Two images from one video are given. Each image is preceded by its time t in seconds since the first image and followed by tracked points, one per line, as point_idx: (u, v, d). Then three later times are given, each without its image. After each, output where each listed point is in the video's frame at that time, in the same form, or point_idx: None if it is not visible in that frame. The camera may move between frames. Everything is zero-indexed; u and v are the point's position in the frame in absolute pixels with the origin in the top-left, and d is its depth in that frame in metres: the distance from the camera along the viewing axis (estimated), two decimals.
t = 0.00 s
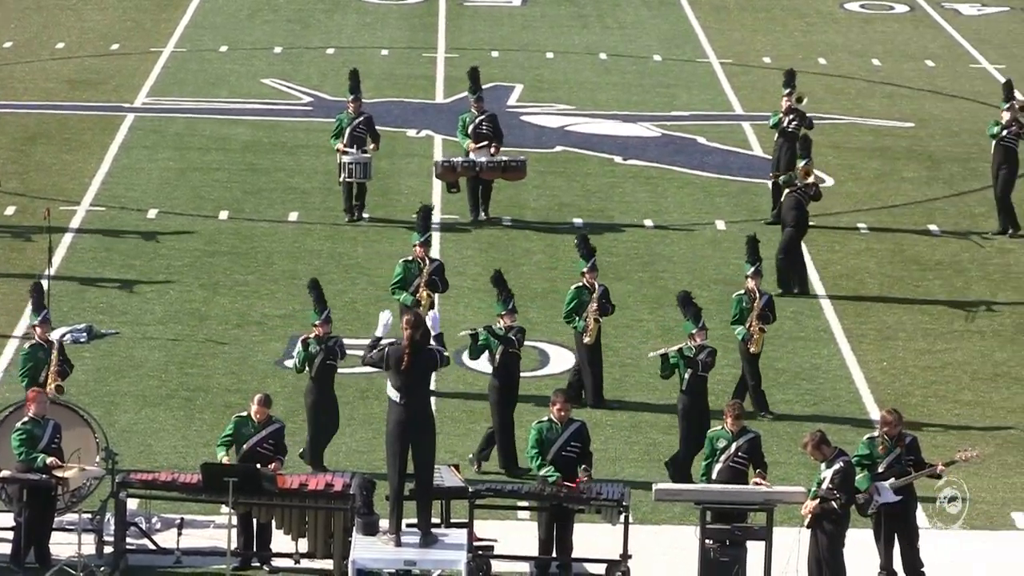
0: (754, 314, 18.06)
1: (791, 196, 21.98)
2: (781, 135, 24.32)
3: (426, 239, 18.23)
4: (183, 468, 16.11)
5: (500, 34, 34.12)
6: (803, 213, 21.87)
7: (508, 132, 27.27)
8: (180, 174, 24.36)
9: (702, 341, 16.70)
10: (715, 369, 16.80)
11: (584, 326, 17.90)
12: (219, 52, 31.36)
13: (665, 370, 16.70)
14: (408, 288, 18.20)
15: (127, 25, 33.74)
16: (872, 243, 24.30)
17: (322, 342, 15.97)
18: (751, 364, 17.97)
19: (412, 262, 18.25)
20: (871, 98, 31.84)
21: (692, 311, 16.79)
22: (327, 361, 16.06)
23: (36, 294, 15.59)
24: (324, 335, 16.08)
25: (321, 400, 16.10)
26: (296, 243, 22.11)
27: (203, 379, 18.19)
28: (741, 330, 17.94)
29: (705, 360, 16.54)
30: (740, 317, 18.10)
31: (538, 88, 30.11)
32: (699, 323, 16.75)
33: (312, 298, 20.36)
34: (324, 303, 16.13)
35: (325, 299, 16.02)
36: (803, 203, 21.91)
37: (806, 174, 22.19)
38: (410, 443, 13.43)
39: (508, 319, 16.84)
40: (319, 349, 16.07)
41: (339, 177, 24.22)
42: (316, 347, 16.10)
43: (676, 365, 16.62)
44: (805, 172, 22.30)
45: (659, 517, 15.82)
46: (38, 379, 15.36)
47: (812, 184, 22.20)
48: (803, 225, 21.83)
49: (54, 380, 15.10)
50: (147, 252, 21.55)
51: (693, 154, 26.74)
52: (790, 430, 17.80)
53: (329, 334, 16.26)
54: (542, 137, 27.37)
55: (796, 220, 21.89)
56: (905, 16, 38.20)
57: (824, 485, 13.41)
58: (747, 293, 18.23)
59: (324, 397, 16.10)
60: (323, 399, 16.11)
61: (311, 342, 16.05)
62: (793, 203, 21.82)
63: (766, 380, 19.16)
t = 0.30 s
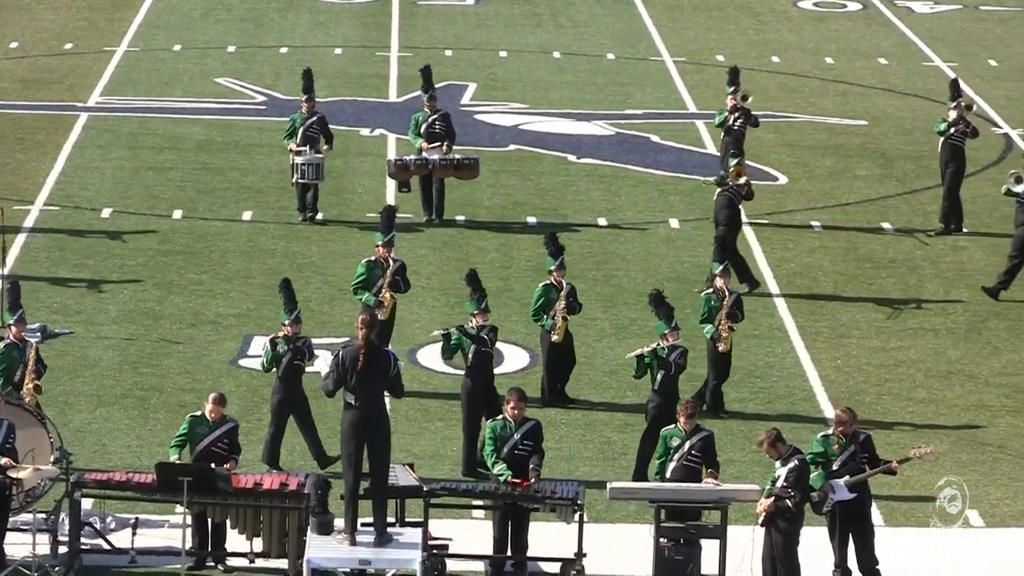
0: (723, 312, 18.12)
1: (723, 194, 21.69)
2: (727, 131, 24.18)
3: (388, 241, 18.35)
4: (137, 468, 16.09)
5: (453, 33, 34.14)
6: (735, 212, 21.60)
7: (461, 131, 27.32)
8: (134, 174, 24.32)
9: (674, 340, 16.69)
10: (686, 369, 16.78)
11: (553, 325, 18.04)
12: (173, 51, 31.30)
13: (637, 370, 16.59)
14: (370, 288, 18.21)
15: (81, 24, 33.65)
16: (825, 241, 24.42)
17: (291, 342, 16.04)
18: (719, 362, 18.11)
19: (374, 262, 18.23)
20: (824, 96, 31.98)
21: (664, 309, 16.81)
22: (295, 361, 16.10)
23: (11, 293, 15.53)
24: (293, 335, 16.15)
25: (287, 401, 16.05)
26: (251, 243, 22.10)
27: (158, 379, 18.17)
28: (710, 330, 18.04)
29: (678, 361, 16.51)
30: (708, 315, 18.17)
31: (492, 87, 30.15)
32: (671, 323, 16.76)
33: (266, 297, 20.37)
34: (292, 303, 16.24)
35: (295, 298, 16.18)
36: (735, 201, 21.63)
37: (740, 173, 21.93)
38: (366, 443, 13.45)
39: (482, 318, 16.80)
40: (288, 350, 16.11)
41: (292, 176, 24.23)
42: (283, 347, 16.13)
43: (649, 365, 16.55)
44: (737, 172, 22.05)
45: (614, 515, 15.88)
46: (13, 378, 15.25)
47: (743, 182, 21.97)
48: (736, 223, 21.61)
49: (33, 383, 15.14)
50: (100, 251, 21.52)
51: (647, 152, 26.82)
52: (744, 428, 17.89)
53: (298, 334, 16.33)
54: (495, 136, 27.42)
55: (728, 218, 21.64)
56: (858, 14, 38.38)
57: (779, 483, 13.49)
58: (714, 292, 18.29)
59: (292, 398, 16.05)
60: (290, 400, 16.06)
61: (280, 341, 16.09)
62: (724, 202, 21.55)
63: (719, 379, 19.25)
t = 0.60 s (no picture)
0: (693, 312, 18.20)
1: (657, 193, 21.59)
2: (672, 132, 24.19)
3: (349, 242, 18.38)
4: (92, 468, 16.08)
5: (407, 33, 34.18)
6: (670, 209, 21.57)
7: (416, 131, 27.35)
8: (88, 174, 24.29)
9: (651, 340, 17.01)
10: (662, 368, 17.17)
11: (519, 325, 18.12)
12: (127, 51, 31.26)
13: (613, 370, 16.97)
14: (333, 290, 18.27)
15: (34, 25, 33.58)
16: (779, 240, 24.55)
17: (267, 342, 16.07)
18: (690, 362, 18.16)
19: (337, 263, 18.32)
20: (778, 95, 32.12)
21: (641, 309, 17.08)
22: (271, 360, 16.12)
23: None
24: (269, 336, 16.18)
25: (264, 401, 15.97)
26: (205, 243, 22.11)
27: (113, 379, 18.17)
28: (679, 328, 18.12)
29: (654, 360, 16.88)
30: (678, 315, 18.27)
31: (446, 87, 30.19)
32: (647, 322, 17.02)
33: (221, 298, 20.37)
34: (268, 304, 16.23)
35: (271, 300, 16.15)
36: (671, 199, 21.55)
37: (672, 172, 21.74)
38: (321, 442, 13.47)
39: (455, 320, 16.83)
40: (265, 351, 16.14)
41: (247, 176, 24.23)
42: (261, 347, 16.18)
43: (624, 365, 16.94)
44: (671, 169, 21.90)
45: (569, 515, 15.95)
46: None
47: (677, 180, 21.80)
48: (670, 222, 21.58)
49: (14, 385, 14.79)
50: (54, 252, 21.49)
51: (601, 152, 26.89)
52: (699, 428, 17.98)
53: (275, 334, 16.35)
54: (450, 136, 27.46)
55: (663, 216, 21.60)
56: (811, 13, 38.56)
57: (735, 482, 13.55)
58: (684, 292, 18.40)
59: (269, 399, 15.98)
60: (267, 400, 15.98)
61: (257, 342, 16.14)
62: (659, 201, 21.50)
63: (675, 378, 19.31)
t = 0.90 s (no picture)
0: (670, 311, 18.31)
1: (596, 194, 21.65)
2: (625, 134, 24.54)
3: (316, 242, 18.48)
4: (49, 468, 16.07)
5: (366, 32, 34.18)
6: (609, 209, 21.61)
7: (374, 130, 27.37)
8: (46, 174, 24.25)
9: (629, 338, 17.06)
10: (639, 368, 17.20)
11: (491, 324, 18.44)
12: (85, 50, 31.20)
13: (590, 369, 17.03)
14: (300, 288, 18.29)
15: None
16: (737, 239, 24.65)
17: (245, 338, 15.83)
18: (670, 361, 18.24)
19: (303, 262, 18.37)
20: (736, 94, 32.24)
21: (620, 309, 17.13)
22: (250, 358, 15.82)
23: None
24: (248, 334, 15.95)
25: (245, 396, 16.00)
26: (164, 243, 22.10)
27: (70, 379, 18.16)
28: (657, 327, 18.24)
29: (632, 359, 16.94)
30: (656, 313, 18.36)
31: (404, 86, 30.21)
32: (625, 321, 17.08)
33: (179, 297, 20.37)
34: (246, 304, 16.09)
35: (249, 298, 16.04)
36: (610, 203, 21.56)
37: (612, 172, 21.84)
38: (281, 441, 13.50)
39: (437, 319, 17.16)
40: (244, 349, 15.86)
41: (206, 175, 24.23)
42: (239, 348, 15.94)
43: (601, 364, 16.98)
44: (609, 171, 21.91)
45: (527, 514, 16.00)
46: None
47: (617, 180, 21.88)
48: (610, 230, 21.50)
49: None
50: (12, 251, 21.46)
51: (560, 151, 26.95)
52: (657, 426, 18.06)
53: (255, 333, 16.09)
54: (408, 135, 27.49)
55: (602, 218, 21.63)
56: (769, 12, 38.69)
57: (693, 481, 13.64)
58: (660, 290, 18.49)
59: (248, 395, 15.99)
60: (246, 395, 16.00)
61: (235, 342, 15.91)
62: (598, 201, 21.56)
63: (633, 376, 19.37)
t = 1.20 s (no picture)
0: (650, 310, 18.23)
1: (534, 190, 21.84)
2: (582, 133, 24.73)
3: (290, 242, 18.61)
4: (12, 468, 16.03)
5: (329, 31, 34.15)
6: (545, 207, 21.78)
7: (336, 130, 27.36)
8: (8, 173, 24.18)
9: (610, 340, 16.82)
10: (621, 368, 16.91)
11: (473, 325, 18.19)
12: (48, 50, 31.11)
13: (574, 371, 16.73)
14: (274, 289, 18.40)
15: None
16: (700, 238, 24.70)
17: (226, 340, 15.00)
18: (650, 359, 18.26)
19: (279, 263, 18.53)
20: (698, 93, 32.31)
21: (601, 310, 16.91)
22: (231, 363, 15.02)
23: None
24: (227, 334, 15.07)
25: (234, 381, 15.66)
26: (126, 243, 22.06)
27: (33, 379, 18.11)
28: (636, 327, 18.16)
29: (614, 360, 16.61)
30: (635, 312, 18.27)
31: (367, 86, 30.20)
32: (607, 322, 16.88)
33: (142, 297, 20.34)
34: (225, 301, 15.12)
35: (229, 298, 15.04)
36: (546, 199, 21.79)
37: (552, 170, 22.01)
38: (244, 442, 13.50)
39: (422, 320, 17.09)
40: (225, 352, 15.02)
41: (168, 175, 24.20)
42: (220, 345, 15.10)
43: (584, 366, 16.69)
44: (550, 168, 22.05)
45: (490, 514, 16.02)
46: None
47: (556, 178, 22.05)
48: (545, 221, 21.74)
49: None
50: None
51: (523, 150, 26.97)
52: (620, 426, 18.09)
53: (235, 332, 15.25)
54: (372, 134, 27.47)
55: (538, 215, 21.79)
56: (731, 11, 38.77)
57: (658, 479, 13.66)
58: (640, 288, 18.35)
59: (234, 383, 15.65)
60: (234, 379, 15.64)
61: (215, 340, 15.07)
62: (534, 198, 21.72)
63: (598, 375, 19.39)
